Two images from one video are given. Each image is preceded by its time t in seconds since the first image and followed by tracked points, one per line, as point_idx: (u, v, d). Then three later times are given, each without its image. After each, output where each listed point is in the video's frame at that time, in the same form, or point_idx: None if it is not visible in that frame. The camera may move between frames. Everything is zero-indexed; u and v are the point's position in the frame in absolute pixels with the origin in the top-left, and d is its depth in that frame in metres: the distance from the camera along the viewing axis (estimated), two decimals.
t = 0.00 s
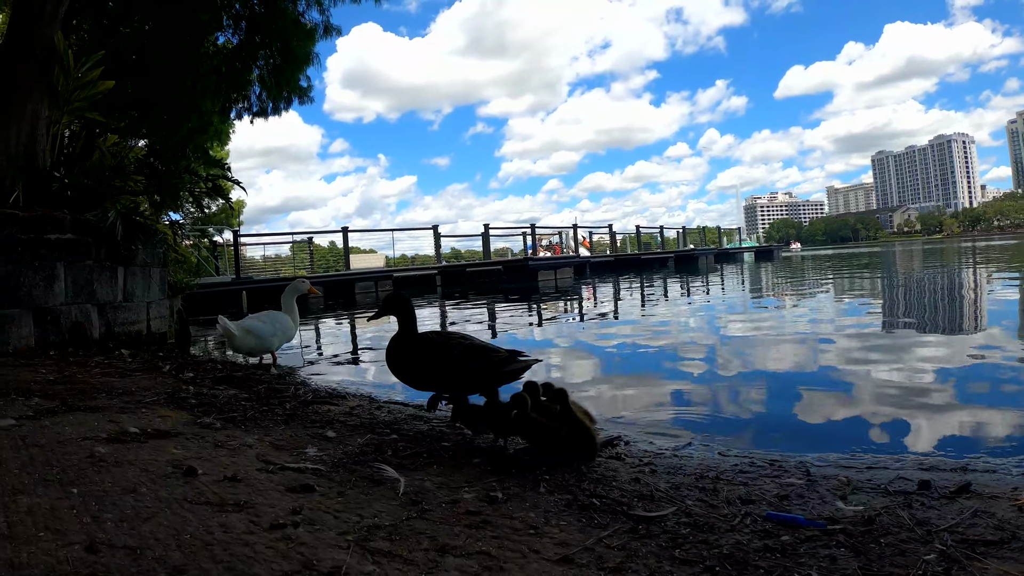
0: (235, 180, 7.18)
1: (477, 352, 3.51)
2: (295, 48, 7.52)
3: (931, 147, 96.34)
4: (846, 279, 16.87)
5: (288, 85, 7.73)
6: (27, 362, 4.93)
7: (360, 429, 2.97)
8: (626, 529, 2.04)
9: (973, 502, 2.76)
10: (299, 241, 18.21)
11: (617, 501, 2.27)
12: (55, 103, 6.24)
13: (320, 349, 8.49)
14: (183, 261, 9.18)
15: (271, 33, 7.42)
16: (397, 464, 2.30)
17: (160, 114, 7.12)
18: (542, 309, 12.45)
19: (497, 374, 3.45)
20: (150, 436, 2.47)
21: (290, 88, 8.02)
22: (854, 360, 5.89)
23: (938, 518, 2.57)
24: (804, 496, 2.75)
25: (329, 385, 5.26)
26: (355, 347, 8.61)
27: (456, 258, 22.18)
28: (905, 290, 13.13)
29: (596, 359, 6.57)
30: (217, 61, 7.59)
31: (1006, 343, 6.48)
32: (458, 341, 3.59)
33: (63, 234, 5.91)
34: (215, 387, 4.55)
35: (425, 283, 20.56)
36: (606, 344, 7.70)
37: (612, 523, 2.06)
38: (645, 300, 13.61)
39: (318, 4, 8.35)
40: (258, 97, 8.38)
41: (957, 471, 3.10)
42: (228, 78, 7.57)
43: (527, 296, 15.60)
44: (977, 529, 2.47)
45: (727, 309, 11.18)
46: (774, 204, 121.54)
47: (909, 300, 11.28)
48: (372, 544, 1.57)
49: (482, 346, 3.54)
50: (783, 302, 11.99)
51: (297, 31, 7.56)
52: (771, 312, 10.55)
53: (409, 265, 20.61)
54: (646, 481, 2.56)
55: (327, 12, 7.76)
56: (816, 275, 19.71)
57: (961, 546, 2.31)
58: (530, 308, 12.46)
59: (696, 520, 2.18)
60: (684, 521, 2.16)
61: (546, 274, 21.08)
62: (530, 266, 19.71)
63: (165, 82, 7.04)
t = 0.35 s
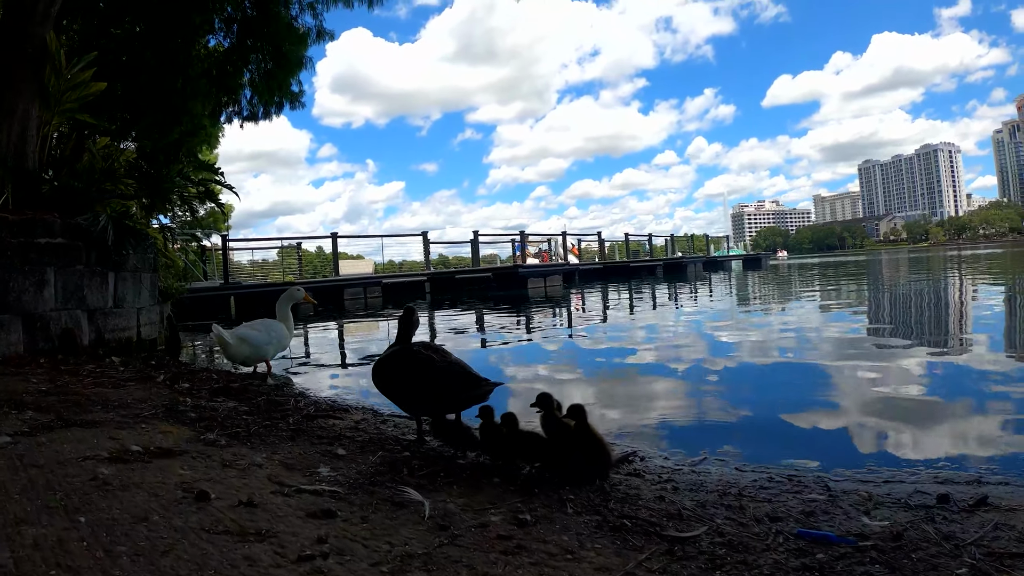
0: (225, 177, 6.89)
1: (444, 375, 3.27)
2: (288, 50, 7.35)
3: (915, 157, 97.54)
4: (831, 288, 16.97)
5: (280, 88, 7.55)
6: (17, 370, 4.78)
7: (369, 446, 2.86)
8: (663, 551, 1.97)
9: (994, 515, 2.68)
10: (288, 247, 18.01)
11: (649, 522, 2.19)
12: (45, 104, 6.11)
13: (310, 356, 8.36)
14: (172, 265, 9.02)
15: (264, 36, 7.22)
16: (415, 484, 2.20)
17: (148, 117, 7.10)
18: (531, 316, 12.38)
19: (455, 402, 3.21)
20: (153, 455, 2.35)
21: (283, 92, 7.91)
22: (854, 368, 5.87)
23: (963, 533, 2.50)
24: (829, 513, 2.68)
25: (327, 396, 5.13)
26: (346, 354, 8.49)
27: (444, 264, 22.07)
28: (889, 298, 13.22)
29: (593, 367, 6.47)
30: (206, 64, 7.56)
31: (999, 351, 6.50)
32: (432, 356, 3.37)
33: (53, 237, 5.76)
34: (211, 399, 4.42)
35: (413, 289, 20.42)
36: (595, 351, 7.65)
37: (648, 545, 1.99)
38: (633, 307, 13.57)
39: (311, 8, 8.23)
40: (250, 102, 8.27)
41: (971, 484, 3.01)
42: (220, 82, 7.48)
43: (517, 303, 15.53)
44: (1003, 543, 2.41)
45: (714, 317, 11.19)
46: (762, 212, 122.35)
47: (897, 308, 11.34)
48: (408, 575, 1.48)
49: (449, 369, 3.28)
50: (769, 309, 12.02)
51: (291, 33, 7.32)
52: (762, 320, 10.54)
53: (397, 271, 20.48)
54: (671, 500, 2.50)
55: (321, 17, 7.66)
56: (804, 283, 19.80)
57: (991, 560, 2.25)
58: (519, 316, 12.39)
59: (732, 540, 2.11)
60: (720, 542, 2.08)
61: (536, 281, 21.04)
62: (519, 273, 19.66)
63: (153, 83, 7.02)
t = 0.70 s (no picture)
0: (227, 187, 6.82)
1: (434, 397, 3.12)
2: (288, 57, 7.03)
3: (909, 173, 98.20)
4: (826, 302, 16.94)
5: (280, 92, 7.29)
6: (10, 378, 4.62)
7: (385, 471, 2.69)
8: None
9: None
10: (283, 254, 17.84)
11: (693, 557, 2.08)
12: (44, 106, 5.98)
13: (306, 365, 8.22)
14: (168, 272, 8.86)
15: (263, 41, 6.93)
16: (438, 516, 2.05)
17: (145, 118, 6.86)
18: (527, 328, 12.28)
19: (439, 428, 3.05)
20: (158, 480, 2.20)
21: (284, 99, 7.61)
22: (864, 381, 5.76)
23: (1011, 562, 2.33)
24: (869, 541, 2.53)
25: (330, 411, 4.97)
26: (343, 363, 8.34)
27: (440, 275, 21.94)
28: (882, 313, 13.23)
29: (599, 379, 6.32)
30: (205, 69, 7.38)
31: (1007, 364, 6.41)
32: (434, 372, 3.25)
33: (49, 241, 5.61)
34: (211, 414, 4.26)
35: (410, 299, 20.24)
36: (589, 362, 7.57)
37: None
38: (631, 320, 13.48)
39: (312, 16, 8.15)
40: (250, 108, 8.13)
41: (1003, 510, 2.80)
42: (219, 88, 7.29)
43: (513, 314, 15.40)
44: None
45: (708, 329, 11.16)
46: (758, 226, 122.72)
47: (896, 322, 11.27)
48: None
49: (441, 392, 3.12)
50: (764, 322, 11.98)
51: (291, 39, 7.00)
52: (763, 333, 10.44)
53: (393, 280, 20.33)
54: (707, 531, 2.39)
55: (323, 24, 7.59)
56: (799, 297, 19.76)
57: None
58: (515, 327, 12.29)
59: None
60: None
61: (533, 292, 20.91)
62: (516, 284, 19.57)
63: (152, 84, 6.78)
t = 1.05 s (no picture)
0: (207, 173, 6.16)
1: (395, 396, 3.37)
2: (267, 51, 6.55)
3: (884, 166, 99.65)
4: (803, 293, 17.08)
5: (261, 88, 6.81)
6: None
7: (399, 466, 2.67)
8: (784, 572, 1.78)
9: None
10: (261, 252, 17.44)
11: (750, 537, 2.01)
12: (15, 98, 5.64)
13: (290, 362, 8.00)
14: (146, 270, 8.55)
15: (238, 35, 6.45)
16: (464, 513, 1.97)
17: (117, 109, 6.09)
18: (509, 322, 12.15)
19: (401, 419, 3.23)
20: (157, 483, 2.02)
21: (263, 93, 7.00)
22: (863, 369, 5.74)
23: None
24: (917, 513, 2.42)
25: (325, 406, 4.78)
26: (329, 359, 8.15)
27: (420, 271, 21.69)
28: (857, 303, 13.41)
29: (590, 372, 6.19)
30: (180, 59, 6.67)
31: (997, 351, 6.47)
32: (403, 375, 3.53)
33: (25, 238, 5.33)
34: (200, 412, 4.04)
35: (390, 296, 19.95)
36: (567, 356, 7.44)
37: (763, 567, 1.80)
38: (613, 313, 13.43)
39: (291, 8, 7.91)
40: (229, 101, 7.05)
41: None
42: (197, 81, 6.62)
43: (496, 308, 15.29)
44: None
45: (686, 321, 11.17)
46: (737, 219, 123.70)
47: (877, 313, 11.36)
48: None
49: (395, 390, 3.38)
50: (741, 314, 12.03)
51: (269, 32, 6.54)
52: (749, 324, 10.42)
53: (373, 277, 20.02)
54: (753, 512, 2.27)
55: (302, 16, 7.35)
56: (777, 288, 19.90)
57: None
58: (497, 322, 12.16)
59: (850, 554, 1.94)
60: (835, 556, 1.90)
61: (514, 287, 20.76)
62: (497, 279, 19.45)
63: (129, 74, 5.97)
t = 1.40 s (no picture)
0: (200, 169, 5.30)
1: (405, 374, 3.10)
2: (257, 39, 5.55)
3: (871, 155, 100.01)
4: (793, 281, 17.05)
5: (251, 76, 5.78)
6: None
7: (428, 458, 2.60)
8: (884, 550, 1.74)
9: None
10: (248, 243, 17.04)
11: (836, 517, 1.97)
12: None
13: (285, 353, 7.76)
14: (134, 261, 8.24)
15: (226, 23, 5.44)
16: (518, 504, 1.91)
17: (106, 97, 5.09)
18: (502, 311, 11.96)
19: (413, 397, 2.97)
20: (167, 484, 1.80)
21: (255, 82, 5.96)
22: (873, 353, 5.68)
23: None
24: (985, 482, 2.26)
25: (333, 395, 4.56)
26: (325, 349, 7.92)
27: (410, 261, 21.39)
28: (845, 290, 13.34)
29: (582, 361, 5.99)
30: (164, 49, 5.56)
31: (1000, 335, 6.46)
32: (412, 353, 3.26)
33: (11, 226, 5.04)
34: (201, 405, 3.80)
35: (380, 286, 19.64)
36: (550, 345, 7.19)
37: (863, 545, 1.77)
38: (606, 301, 13.28)
39: None
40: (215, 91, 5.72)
41: None
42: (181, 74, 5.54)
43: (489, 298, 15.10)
44: None
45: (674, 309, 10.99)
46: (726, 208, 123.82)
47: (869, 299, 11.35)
48: None
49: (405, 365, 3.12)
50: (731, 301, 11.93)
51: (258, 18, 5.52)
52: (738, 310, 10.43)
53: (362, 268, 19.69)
54: (825, 492, 2.22)
55: None
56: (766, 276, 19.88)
57: None
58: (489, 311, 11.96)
59: (943, 527, 1.87)
60: (924, 531, 1.84)
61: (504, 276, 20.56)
62: (488, 268, 19.25)
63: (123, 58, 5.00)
